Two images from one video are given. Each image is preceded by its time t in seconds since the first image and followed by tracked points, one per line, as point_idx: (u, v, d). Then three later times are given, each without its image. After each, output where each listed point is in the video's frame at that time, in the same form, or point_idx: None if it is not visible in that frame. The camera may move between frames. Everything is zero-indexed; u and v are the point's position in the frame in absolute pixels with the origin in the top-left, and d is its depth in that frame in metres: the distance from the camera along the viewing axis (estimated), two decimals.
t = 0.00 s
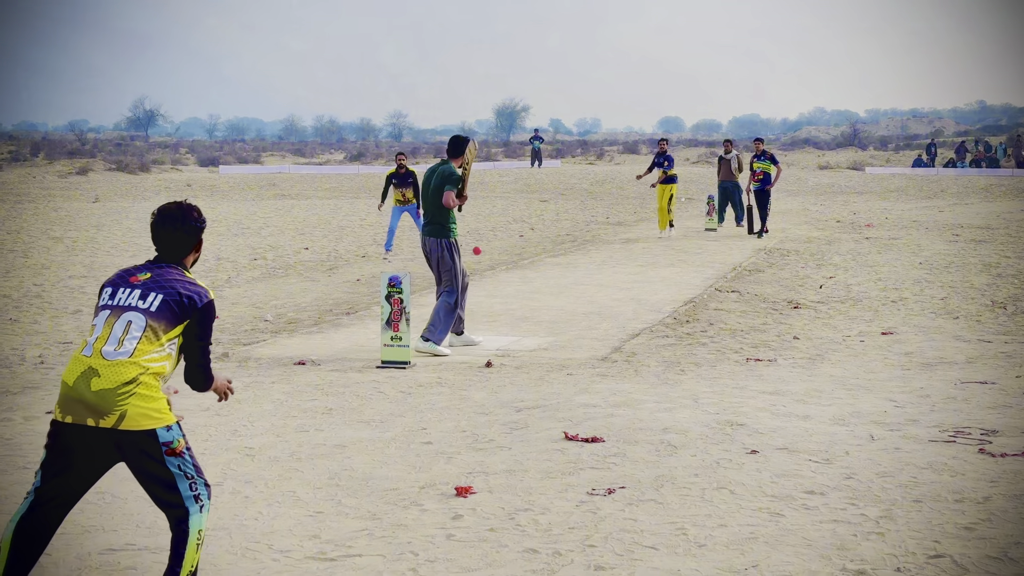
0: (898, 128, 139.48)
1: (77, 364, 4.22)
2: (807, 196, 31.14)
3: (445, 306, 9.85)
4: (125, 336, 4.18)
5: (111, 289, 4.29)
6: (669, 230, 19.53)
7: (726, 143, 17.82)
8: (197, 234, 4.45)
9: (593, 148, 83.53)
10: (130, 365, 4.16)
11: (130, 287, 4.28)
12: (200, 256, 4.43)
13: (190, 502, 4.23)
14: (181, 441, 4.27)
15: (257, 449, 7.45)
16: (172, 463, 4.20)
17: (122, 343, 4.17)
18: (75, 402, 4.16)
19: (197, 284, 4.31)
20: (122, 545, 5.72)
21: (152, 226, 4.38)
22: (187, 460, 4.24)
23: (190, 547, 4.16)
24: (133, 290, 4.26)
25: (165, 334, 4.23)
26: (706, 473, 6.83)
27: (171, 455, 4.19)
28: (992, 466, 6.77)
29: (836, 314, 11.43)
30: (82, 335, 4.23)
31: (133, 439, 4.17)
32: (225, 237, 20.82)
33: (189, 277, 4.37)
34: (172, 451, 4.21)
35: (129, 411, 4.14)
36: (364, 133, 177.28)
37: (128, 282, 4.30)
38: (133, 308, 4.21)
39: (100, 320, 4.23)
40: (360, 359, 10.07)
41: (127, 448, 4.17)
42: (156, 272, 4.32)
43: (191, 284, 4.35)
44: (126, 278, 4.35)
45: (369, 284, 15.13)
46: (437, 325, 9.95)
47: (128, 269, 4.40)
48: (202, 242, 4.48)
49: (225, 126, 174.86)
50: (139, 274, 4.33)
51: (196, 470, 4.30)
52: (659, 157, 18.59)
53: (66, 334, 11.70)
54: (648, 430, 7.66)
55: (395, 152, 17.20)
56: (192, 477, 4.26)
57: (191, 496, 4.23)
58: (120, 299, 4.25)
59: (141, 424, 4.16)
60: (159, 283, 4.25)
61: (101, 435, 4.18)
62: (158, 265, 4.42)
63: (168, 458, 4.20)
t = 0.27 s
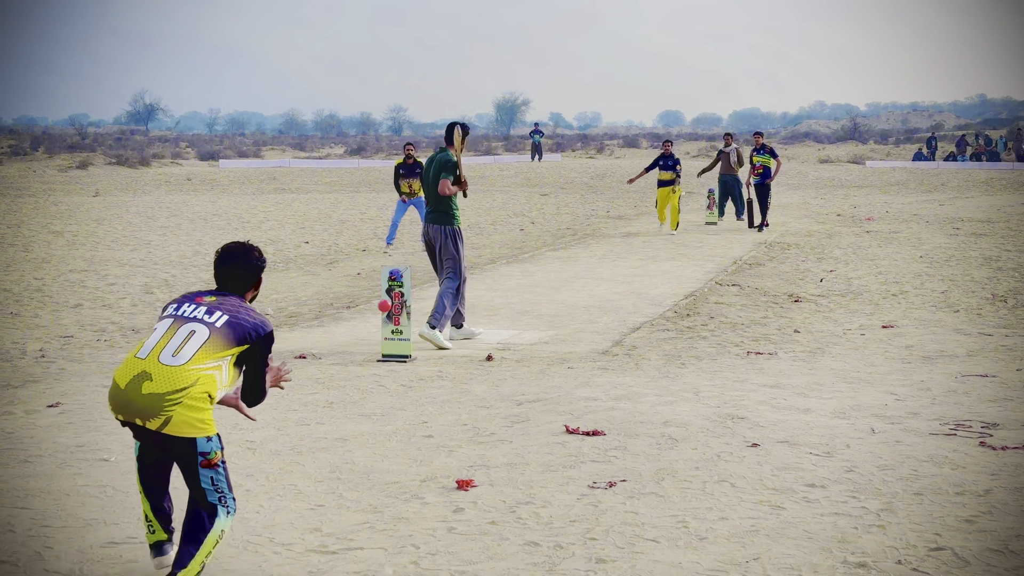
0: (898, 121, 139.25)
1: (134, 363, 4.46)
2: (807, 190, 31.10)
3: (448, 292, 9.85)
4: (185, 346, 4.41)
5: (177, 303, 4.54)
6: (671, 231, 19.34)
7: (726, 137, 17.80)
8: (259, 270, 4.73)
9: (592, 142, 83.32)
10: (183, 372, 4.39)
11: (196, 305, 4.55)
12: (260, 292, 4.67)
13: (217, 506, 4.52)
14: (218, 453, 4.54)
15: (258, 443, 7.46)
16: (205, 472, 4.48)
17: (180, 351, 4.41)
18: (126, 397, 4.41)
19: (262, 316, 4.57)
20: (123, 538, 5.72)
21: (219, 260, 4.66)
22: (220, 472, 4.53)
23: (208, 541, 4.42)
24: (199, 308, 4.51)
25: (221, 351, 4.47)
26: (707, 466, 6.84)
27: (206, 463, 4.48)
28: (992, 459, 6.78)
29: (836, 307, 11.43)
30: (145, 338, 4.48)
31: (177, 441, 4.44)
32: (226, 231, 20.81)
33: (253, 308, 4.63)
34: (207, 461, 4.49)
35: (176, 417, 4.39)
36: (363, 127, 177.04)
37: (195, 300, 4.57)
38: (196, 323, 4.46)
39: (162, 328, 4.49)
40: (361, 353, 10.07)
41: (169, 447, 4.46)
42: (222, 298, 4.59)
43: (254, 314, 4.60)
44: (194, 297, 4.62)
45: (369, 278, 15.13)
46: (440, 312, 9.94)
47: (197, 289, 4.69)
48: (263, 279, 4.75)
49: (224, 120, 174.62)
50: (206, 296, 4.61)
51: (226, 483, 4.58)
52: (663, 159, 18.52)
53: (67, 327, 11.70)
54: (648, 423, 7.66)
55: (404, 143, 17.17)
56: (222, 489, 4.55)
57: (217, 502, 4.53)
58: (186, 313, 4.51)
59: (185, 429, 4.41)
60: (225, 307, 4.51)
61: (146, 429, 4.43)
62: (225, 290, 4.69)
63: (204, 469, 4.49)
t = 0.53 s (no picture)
0: (896, 113, 139.15)
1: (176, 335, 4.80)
2: (805, 182, 31.08)
3: (440, 280, 9.82)
4: (224, 324, 4.76)
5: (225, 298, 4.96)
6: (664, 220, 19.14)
7: (725, 129, 17.78)
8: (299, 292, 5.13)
9: (591, 134, 83.22)
10: (217, 344, 4.69)
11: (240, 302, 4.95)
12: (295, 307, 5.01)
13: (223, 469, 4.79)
14: (231, 423, 4.80)
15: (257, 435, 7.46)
16: (217, 438, 4.74)
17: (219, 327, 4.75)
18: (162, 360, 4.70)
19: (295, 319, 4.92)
20: (122, 531, 5.73)
21: (257, 281, 5.09)
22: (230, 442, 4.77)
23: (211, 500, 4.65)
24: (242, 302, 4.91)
25: (254, 336, 4.77)
26: (706, 458, 6.84)
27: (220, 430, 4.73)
28: (990, 450, 6.79)
29: (835, 299, 11.44)
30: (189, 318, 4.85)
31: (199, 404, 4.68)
32: (224, 224, 20.78)
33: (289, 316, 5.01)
34: (222, 428, 4.74)
35: (203, 379, 4.65)
36: (361, 120, 176.72)
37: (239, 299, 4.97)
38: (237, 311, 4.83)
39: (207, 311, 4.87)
40: (359, 345, 10.07)
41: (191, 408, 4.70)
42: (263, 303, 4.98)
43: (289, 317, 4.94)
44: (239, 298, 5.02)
45: (368, 270, 15.12)
46: (433, 302, 9.94)
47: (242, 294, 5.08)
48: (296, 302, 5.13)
49: (222, 112, 174.25)
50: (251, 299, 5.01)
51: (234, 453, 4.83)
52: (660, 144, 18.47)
53: (66, 320, 11.69)
54: (647, 415, 7.67)
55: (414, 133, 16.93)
56: (229, 458, 4.80)
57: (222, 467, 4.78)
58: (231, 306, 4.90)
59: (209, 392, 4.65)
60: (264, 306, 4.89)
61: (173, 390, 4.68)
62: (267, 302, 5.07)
63: (217, 435, 4.73)
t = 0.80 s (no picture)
0: (892, 106, 139.11)
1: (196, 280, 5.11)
2: (802, 175, 31.08)
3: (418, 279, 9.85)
4: (241, 263, 5.09)
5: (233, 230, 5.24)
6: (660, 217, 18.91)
7: (722, 122, 17.75)
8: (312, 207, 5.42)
9: (587, 127, 83.10)
10: (242, 285, 5.06)
11: (248, 231, 5.23)
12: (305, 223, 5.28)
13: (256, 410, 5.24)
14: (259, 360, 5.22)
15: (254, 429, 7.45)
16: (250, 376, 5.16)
17: (238, 266, 5.08)
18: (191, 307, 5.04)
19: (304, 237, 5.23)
20: (119, 524, 5.72)
21: (274, 195, 5.37)
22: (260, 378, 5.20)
23: (251, 440, 5.12)
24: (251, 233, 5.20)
25: (271, 268, 5.13)
26: (702, 451, 6.85)
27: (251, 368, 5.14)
28: (986, 443, 6.80)
29: (831, 292, 11.45)
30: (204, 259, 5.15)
31: (233, 346, 5.07)
32: (220, 217, 20.74)
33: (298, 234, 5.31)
34: (252, 366, 5.16)
35: (234, 321, 5.03)
36: (357, 112, 176.41)
37: (247, 227, 5.25)
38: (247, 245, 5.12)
39: (220, 249, 5.16)
40: (355, 338, 10.06)
41: (223, 353, 5.07)
42: (271, 226, 5.27)
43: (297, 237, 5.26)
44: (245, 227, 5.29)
45: (365, 263, 15.11)
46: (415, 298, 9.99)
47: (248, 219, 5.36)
48: (313, 214, 5.43)
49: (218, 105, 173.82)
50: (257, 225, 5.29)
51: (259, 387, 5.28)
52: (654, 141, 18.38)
53: (62, 313, 11.67)
54: (644, 408, 7.67)
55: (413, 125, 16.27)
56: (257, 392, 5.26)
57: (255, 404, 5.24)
58: (240, 238, 5.19)
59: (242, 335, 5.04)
60: (273, 231, 5.19)
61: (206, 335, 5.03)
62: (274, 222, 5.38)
63: (248, 373, 5.16)
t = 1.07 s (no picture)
0: (887, 99, 139.12)
1: (223, 275, 5.42)
2: (797, 168, 31.06)
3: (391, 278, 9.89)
4: (259, 252, 5.36)
5: (239, 207, 5.41)
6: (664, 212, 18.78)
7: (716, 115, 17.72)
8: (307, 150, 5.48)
9: (583, 121, 83.03)
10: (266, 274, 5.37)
11: (253, 207, 5.38)
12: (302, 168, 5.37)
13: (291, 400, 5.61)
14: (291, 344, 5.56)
15: (248, 422, 7.44)
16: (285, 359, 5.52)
17: (258, 256, 5.36)
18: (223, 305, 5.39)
19: (304, 197, 5.39)
20: (113, 517, 5.72)
21: (273, 141, 5.44)
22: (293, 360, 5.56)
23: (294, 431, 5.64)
24: (255, 209, 5.37)
25: (285, 247, 5.37)
26: (696, 444, 6.86)
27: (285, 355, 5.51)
28: (980, 435, 6.82)
29: (825, 285, 11.46)
30: (222, 250, 5.40)
31: (266, 335, 5.45)
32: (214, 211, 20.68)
33: (299, 190, 5.45)
34: (286, 349, 5.51)
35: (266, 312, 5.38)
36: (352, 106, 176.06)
37: (250, 200, 5.39)
38: (256, 228, 5.35)
39: (234, 236, 5.39)
40: (350, 332, 10.05)
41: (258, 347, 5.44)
42: (272, 191, 5.39)
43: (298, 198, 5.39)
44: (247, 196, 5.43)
45: (359, 257, 15.09)
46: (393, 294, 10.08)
47: (246, 183, 5.46)
48: (311, 157, 5.56)
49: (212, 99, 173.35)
50: (258, 192, 5.42)
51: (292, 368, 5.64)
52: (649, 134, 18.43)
53: (56, 307, 11.63)
54: (638, 401, 7.68)
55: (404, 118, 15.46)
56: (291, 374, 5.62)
57: (290, 390, 5.65)
58: (247, 217, 5.37)
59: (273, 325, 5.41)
60: (274, 204, 5.35)
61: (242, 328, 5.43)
62: (274, 178, 5.50)
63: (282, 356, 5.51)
